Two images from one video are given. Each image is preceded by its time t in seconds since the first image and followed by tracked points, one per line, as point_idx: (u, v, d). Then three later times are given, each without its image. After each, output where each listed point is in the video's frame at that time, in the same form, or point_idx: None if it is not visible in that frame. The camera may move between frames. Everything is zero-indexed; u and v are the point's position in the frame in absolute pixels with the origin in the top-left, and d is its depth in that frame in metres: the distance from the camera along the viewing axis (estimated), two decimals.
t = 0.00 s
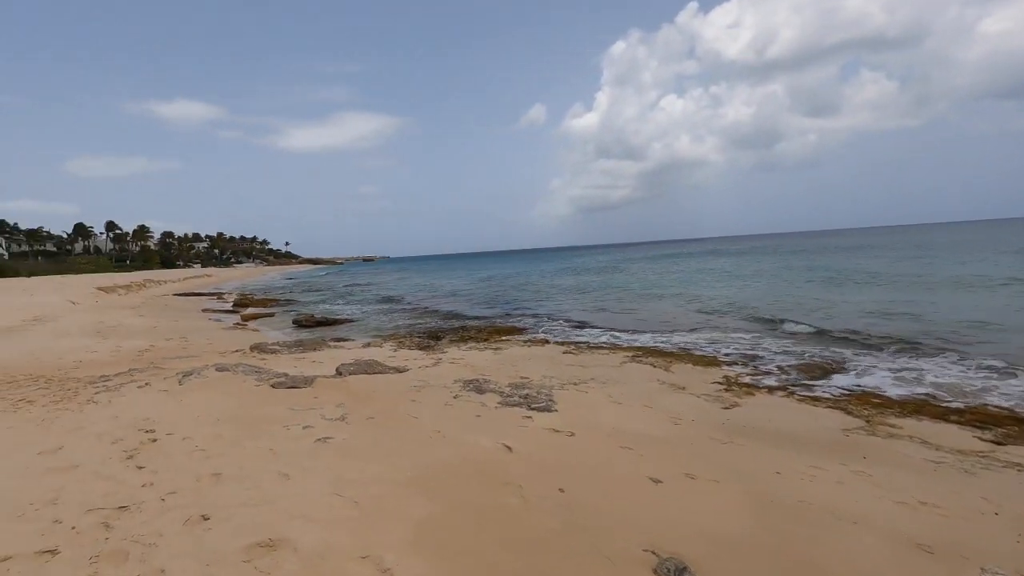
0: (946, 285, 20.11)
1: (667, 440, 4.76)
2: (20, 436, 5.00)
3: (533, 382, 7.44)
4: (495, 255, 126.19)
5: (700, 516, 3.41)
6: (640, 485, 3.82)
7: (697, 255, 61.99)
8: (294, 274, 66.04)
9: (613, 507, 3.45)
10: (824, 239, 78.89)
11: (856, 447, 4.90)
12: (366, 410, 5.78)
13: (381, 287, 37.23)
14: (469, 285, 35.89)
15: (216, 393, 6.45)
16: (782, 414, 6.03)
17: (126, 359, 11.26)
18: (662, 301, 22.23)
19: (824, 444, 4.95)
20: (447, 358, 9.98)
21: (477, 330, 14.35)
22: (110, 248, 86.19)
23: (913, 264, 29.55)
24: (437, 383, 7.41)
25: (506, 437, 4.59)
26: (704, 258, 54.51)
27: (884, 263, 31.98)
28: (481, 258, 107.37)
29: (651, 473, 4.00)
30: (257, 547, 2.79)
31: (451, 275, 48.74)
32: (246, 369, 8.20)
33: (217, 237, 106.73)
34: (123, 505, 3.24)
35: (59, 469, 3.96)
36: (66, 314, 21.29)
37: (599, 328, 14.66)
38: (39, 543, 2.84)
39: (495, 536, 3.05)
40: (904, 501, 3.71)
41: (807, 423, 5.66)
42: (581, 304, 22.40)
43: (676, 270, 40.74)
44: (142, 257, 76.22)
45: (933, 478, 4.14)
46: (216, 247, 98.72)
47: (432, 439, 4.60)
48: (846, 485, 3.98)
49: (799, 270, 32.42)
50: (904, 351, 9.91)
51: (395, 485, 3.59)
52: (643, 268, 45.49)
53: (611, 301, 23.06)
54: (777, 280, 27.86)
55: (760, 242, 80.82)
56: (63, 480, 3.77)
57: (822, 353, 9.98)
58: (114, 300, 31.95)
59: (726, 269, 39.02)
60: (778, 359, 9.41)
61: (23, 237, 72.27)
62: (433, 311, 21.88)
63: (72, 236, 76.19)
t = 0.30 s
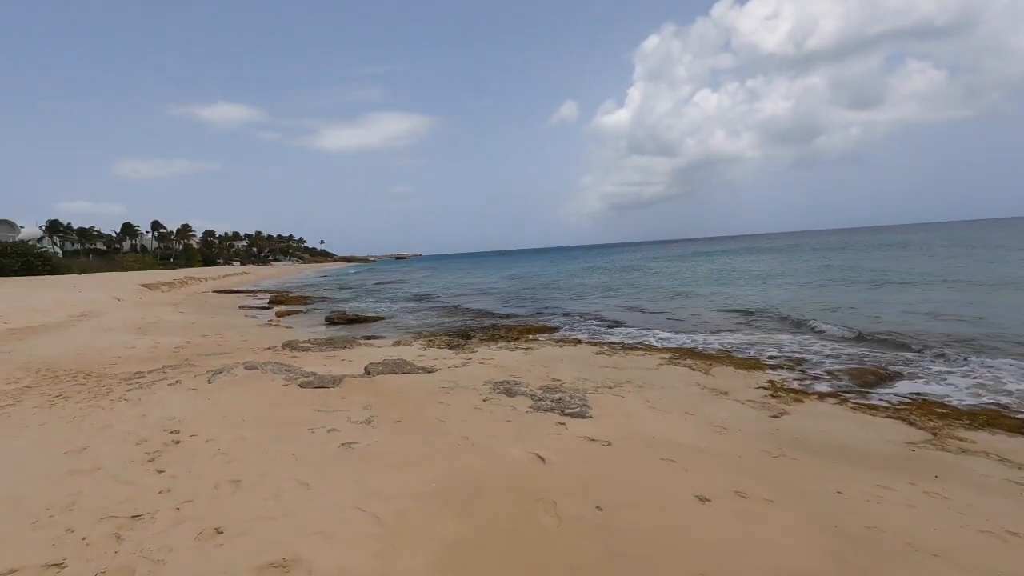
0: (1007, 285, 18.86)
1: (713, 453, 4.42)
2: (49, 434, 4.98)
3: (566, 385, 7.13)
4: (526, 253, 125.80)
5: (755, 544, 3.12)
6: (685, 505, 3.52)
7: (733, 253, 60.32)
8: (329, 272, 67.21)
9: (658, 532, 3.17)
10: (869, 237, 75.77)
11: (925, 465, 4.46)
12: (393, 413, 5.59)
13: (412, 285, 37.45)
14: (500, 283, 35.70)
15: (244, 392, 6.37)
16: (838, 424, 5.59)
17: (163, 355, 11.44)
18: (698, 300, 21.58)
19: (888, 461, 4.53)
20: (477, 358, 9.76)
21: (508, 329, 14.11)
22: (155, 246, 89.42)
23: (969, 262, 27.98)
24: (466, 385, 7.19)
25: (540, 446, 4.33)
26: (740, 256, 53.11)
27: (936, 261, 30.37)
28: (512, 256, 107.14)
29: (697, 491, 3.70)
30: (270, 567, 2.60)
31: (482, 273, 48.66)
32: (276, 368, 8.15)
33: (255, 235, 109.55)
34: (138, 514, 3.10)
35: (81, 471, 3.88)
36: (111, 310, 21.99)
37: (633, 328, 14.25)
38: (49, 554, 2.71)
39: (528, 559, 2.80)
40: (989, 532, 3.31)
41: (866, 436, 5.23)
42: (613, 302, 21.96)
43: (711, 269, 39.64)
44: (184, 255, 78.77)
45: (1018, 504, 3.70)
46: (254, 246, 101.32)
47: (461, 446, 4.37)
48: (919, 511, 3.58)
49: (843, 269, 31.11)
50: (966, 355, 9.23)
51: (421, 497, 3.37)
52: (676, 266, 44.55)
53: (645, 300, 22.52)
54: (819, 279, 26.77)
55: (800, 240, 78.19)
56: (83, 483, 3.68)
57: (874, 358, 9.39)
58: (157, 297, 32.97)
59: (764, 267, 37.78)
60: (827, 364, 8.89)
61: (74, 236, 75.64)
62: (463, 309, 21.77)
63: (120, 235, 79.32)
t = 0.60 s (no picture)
0: None
1: (744, 464, 4.07)
2: (42, 438, 4.77)
3: (581, 387, 6.79)
4: (539, 251, 125.38)
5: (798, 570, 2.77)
6: (716, 523, 3.18)
7: (751, 250, 59.24)
8: (342, 270, 67.43)
9: (687, 555, 2.84)
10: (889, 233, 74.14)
11: (978, 478, 4.07)
12: (399, 417, 5.31)
13: (424, 283, 37.28)
14: (513, 281, 35.39)
15: (246, 393, 6.12)
16: (875, 431, 5.20)
17: (171, 354, 11.30)
18: (715, 299, 21.07)
19: (937, 474, 4.13)
20: (488, 358, 9.44)
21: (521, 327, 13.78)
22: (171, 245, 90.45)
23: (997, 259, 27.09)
24: (477, 386, 6.89)
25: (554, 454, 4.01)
26: (756, 254, 52.26)
27: (963, 258, 29.42)
28: (525, 254, 106.78)
29: (728, 508, 3.36)
30: None
31: (494, 271, 48.35)
32: (281, 367, 7.90)
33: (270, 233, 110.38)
34: (114, 530, 2.85)
35: (64, 480, 3.64)
36: (124, 308, 22.05)
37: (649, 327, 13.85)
38: None
39: None
40: None
41: (908, 444, 4.84)
42: (628, 301, 21.55)
43: (727, 266, 38.98)
44: (200, 253, 79.52)
45: None
46: (269, 244, 102.04)
47: (469, 455, 4.07)
48: (979, 532, 3.21)
49: (864, 266, 30.35)
50: (1005, 357, 8.73)
51: (424, 515, 3.07)
52: (691, 264, 43.91)
53: (660, 298, 22.09)
54: (840, 277, 26.09)
55: (818, 237, 76.70)
56: (64, 493, 3.44)
57: (906, 359, 8.93)
58: (172, 295, 33.18)
59: (782, 264, 37.04)
60: (856, 365, 8.46)
61: (93, 235, 76.81)
62: (475, 307, 21.50)
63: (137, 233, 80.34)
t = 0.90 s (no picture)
0: None
1: (779, 482, 3.72)
2: (29, 443, 4.53)
3: (596, 390, 6.46)
4: (549, 248, 124.83)
5: None
6: (755, 551, 2.85)
7: (765, 246, 58.31)
8: (352, 266, 67.44)
9: None
10: (907, 230, 72.73)
11: None
12: (404, 422, 5.01)
13: (433, 279, 37.03)
14: (523, 277, 35.05)
15: (245, 395, 5.85)
16: (916, 442, 4.82)
17: (175, 352, 11.10)
18: (731, 297, 20.57)
19: (992, 492, 3.77)
20: (498, 358, 9.12)
21: (531, 326, 13.45)
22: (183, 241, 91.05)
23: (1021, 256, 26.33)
24: (486, 388, 6.57)
25: (570, 469, 3.69)
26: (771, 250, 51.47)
27: (986, 254, 28.64)
28: (535, 250, 106.34)
29: (767, 533, 3.02)
30: None
31: (505, 268, 47.98)
32: (284, 367, 7.63)
33: (280, 229, 110.76)
34: (83, 558, 2.60)
35: (42, 492, 3.38)
36: (134, 304, 21.99)
37: (664, 325, 13.46)
38: None
39: None
40: None
41: (954, 457, 4.46)
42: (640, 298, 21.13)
43: (741, 262, 38.36)
44: (211, 249, 79.96)
45: None
46: (280, 240, 102.38)
47: (479, 468, 3.76)
48: None
49: (882, 262, 29.67)
50: None
51: (428, 543, 2.78)
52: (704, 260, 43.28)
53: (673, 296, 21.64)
54: (858, 273, 25.48)
55: (834, 233, 75.43)
56: (38, 508, 3.18)
57: (937, 360, 8.50)
58: (182, 291, 33.19)
59: (797, 261, 36.37)
60: (885, 367, 8.05)
61: (107, 232, 77.47)
62: (485, 304, 21.20)
63: (150, 229, 80.89)
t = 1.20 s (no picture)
0: None
1: (818, 493, 3.43)
2: (16, 445, 4.30)
3: (613, 389, 6.14)
4: (559, 243, 124.36)
5: None
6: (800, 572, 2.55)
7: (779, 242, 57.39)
8: (362, 262, 67.38)
9: None
10: (925, 224, 71.35)
11: None
12: (411, 423, 4.74)
13: (443, 275, 36.81)
14: (533, 273, 34.67)
15: (245, 394, 5.60)
16: (963, 447, 4.46)
17: (180, 348, 10.91)
18: (746, 292, 20.08)
19: None
20: (509, 355, 8.82)
21: (542, 321, 13.14)
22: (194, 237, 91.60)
23: None
24: (497, 387, 6.28)
25: (590, 479, 3.42)
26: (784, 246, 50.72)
27: (1010, 249, 27.84)
28: (545, 246, 106.00)
29: (812, 553, 2.72)
30: None
31: (515, 264, 47.63)
32: (288, 364, 7.38)
33: (291, 225, 111.14)
34: None
35: (18, 500, 3.14)
36: (144, 300, 21.94)
37: (679, 321, 13.10)
38: None
39: None
40: None
41: (1005, 464, 4.11)
42: (652, 294, 20.73)
43: (755, 258, 37.74)
44: (223, 245, 80.34)
45: None
46: (290, 236, 102.70)
47: (491, 477, 3.51)
48: None
49: (901, 258, 28.97)
50: None
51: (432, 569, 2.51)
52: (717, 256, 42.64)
53: (686, 291, 21.21)
54: (877, 269, 24.86)
55: (849, 228, 74.15)
56: (13, 517, 2.95)
57: (971, 359, 8.07)
58: (193, 286, 33.20)
59: (813, 257, 35.68)
60: (915, 366, 7.66)
61: (120, 228, 78.12)
62: (494, 300, 20.89)
63: (162, 225, 81.42)
